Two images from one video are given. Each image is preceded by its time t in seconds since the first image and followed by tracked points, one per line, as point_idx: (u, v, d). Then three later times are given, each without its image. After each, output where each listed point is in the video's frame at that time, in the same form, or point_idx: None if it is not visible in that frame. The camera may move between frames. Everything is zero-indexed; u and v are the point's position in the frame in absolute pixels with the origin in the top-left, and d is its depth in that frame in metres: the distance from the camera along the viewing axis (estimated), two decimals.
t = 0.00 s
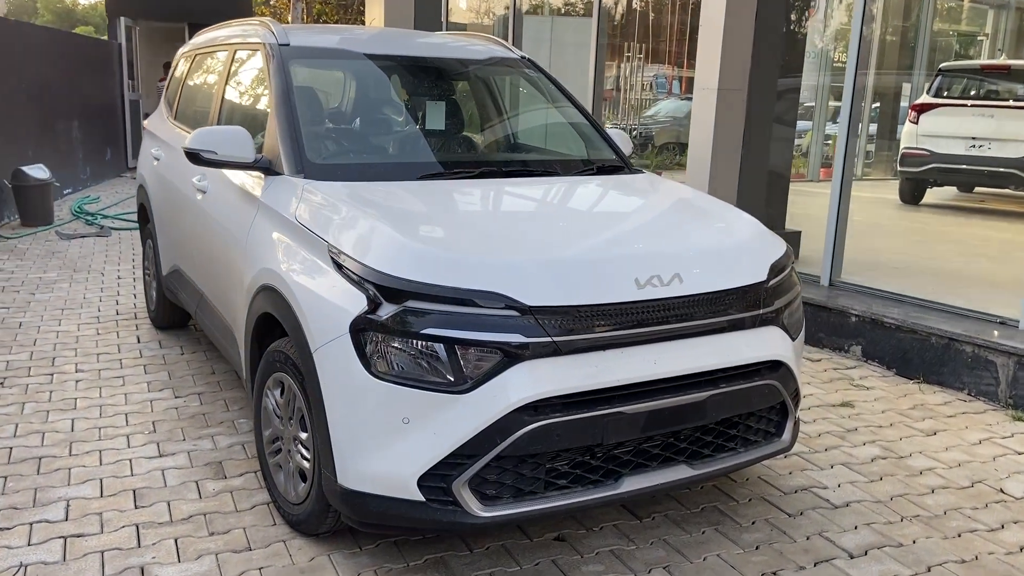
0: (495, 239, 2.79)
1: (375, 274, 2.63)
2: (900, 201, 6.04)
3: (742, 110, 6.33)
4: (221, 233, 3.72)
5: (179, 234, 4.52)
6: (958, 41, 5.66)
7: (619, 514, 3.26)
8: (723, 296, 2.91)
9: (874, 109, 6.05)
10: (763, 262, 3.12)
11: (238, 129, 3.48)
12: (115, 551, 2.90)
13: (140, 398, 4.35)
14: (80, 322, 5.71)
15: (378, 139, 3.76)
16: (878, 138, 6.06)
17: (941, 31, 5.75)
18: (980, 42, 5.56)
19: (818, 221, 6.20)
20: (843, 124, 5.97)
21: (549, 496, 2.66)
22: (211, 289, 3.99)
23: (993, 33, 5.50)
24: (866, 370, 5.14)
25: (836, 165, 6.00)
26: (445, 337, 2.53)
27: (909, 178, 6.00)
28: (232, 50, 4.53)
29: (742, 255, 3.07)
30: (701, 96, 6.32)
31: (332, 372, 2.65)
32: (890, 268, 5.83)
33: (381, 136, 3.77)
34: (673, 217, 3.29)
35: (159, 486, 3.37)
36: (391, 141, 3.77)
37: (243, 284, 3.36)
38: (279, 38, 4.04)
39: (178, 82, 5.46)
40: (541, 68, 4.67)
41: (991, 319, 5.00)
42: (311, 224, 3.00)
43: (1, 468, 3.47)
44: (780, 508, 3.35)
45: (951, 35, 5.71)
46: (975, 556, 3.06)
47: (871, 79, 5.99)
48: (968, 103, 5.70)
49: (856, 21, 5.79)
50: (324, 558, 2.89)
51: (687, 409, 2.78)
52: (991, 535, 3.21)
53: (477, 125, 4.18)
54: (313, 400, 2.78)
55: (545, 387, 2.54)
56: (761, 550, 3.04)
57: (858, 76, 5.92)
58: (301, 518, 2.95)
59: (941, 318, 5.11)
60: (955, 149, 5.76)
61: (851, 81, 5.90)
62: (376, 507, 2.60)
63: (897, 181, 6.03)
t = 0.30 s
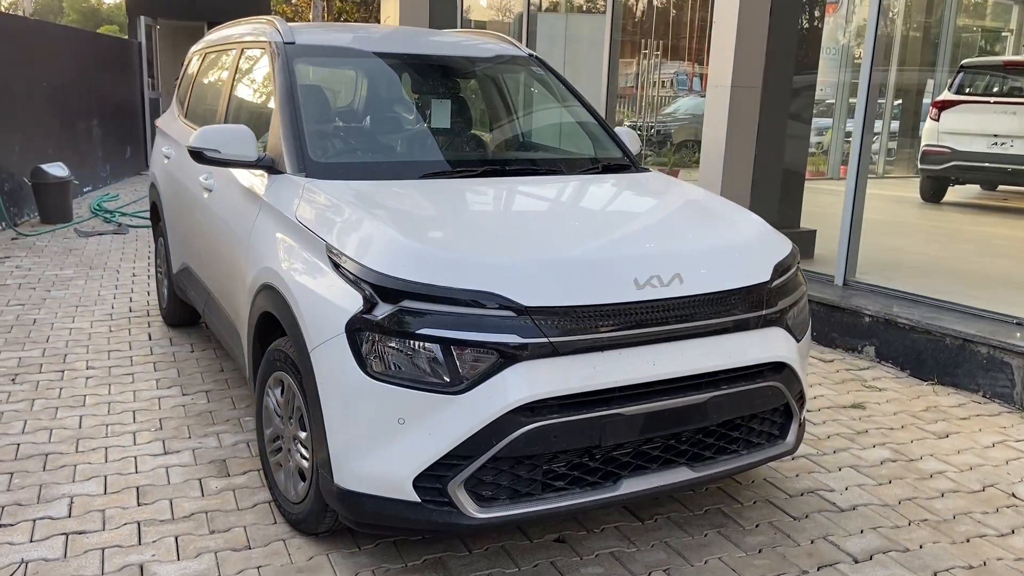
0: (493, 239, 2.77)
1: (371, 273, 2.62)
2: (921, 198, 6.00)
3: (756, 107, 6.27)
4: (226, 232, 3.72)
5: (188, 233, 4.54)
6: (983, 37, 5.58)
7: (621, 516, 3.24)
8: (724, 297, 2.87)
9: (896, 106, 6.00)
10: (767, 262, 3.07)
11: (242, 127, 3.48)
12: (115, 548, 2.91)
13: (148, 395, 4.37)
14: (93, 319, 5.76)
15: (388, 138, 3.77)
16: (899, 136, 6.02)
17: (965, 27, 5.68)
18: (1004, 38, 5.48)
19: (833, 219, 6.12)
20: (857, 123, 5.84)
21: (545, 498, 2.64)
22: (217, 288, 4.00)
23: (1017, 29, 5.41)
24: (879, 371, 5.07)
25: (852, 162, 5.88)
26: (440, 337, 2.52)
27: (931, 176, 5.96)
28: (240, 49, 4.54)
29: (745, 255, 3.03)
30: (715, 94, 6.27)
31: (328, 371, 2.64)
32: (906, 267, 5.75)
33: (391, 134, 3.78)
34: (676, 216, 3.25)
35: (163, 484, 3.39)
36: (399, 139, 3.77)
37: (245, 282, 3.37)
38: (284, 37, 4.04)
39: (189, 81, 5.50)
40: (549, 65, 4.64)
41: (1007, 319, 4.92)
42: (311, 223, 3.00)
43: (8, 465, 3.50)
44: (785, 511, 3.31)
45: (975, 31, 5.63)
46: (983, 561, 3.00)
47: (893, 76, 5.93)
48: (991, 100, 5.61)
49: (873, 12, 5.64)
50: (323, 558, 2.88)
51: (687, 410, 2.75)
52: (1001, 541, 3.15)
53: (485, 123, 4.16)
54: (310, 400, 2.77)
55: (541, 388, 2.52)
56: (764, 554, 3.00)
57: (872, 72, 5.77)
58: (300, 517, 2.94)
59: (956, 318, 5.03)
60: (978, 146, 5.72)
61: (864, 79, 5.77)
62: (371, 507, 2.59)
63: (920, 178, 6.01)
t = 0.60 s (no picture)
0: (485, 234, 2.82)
1: (364, 267, 2.67)
2: (938, 197, 5.90)
3: (765, 104, 6.27)
4: (230, 226, 3.79)
5: (196, 227, 4.62)
6: (1004, 34, 5.45)
7: (615, 509, 3.27)
8: (715, 292, 2.89)
9: (914, 103, 5.96)
10: (760, 257, 3.09)
11: (245, 124, 3.55)
12: (117, 535, 2.98)
13: (157, 387, 4.46)
14: (108, 312, 5.86)
15: (395, 135, 3.83)
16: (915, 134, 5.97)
17: (985, 24, 5.57)
18: None
19: (842, 217, 6.11)
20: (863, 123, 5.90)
21: (535, 489, 2.68)
22: (223, 281, 4.08)
23: None
24: (884, 369, 5.07)
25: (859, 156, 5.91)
26: (430, 329, 2.57)
27: (949, 175, 5.84)
28: (248, 47, 4.62)
29: (737, 251, 3.05)
30: (723, 91, 6.28)
31: (322, 363, 2.70)
32: (913, 265, 5.73)
33: (398, 131, 3.85)
34: (670, 212, 3.28)
35: (167, 473, 3.46)
36: (405, 135, 3.84)
37: (247, 276, 3.43)
38: (289, 35, 4.10)
39: (201, 79, 5.60)
40: (551, 62, 4.67)
41: (1013, 317, 4.90)
42: (308, 218, 3.05)
43: (18, 453, 3.59)
44: (779, 505, 3.33)
45: (997, 29, 5.51)
46: (975, 557, 3.01)
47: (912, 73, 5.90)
48: (1010, 98, 5.47)
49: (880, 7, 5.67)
50: (319, 546, 2.94)
51: (676, 404, 2.77)
52: (995, 537, 3.15)
53: (490, 120, 4.21)
54: (306, 391, 2.83)
55: (529, 380, 2.56)
56: (756, 548, 3.02)
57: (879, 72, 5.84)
58: (297, 505, 3.00)
59: (962, 315, 5.01)
60: (995, 145, 5.56)
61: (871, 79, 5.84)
62: (363, 496, 2.64)
63: (937, 177, 5.91)
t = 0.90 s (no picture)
0: (469, 230, 2.90)
1: (350, 262, 2.76)
2: (953, 197, 5.70)
3: (768, 105, 6.31)
4: (231, 223, 3.90)
5: (202, 224, 4.74)
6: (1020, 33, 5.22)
7: (600, 501, 3.34)
8: (695, 288, 2.95)
9: (931, 103, 5.73)
10: (743, 254, 3.15)
11: (244, 123, 3.65)
12: (116, 519, 3.09)
13: (163, 379, 4.58)
14: (119, 307, 6.00)
15: (397, 133, 3.93)
16: (933, 135, 5.76)
17: (1003, 24, 5.32)
18: None
19: (844, 217, 6.13)
20: (865, 122, 5.89)
21: (515, 479, 2.75)
22: (225, 276, 4.19)
23: None
24: (881, 368, 5.09)
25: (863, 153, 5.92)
26: (413, 322, 2.65)
27: (963, 175, 5.65)
28: (253, 49, 4.74)
29: (718, 247, 3.11)
30: (726, 92, 6.32)
31: (310, 354, 2.79)
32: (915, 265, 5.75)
33: (399, 130, 3.94)
34: (656, 211, 3.34)
35: (167, 461, 3.57)
36: (406, 134, 3.93)
37: (245, 271, 3.54)
38: (290, 37, 4.20)
39: (210, 80, 5.73)
40: (547, 62, 4.73)
41: (1011, 318, 4.90)
42: (301, 215, 3.15)
43: (25, 441, 3.71)
44: (764, 500, 3.39)
45: (1015, 28, 5.25)
46: (953, 552, 3.05)
47: (929, 73, 5.69)
48: None
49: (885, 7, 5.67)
50: (309, 532, 3.03)
51: (655, 397, 2.84)
52: (975, 534, 3.19)
53: (487, 120, 4.29)
54: (296, 382, 2.92)
55: (508, 372, 2.63)
56: (736, 540, 3.08)
57: (882, 72, 5.80)
58: (289, 493, 3.10)
59: (960, 316, 5.02)
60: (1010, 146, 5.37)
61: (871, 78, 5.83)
62: (348, 483, 2.73)
63: (952, 177, 5.71)
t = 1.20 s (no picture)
0: (458, 226, 2.96)
1: (341, 256, 2.83)
2: (968, 199, 5.82)
3: (773, 105, 6.33)
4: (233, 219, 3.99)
5: (208, 220, 4.84)
6: None
7: (589, 494, 3.39)
8: (680, 284, 3.00)
9: (949, 104, 5.91)
10: (729, 251, 3.19)
11: (245, 120, 3.74)
12: (115, 506, 3.18)
13: (170, 371, 4.67)
14: (130, 302, 6.11)
15: (401, 131, 4.02)
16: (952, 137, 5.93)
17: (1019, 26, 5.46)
18: None
19: (848, 217, 6.14)
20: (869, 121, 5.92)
21: (500, 469, 2.81)
22: (228, 271, 4.28)
23: None
24: (881, 368, 5.10)
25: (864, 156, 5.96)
26: (400, 315, 2.71)
27: (976, 177, 5.79)
28: (258, 48, 4.83)
29: (704, 244, 3.16)
30: (731, 92, 6.35)
31: (301, 345, 2.86)
32: (918, 266, 5.75)
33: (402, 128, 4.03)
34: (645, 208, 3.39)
35: (168, 450, 3.65)
36: (409, 133, 4.01)
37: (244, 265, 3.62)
38: (293, 37, 4.28)
39: (219, 80, 5.84)
40: (548, 61, 4.79)
41: (1012, 318, 4.90)
42: (297, 210, 3.22)
43: (32, 430, 3.81)
44: (752, 495, 3.43)
45: None
46: (938, 548, 3.07)
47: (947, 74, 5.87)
48: None
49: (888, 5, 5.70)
50: (302, 520, 3.10)
51: (640, 390, 2.89)
52: (962, 530, 3.21)
53: (490, 120, 4.36)
54: (289, 372, 3.00)
55: (492, 364, 2.68)
56: (721, 533, 3.13)
57: (888, 73, 5.85)
58: (283, 482, 3.17)
59: (961, 316, 5.03)
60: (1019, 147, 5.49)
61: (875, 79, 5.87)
62: (337, 471, 2.80)
63: (965, 180, 5.85)
